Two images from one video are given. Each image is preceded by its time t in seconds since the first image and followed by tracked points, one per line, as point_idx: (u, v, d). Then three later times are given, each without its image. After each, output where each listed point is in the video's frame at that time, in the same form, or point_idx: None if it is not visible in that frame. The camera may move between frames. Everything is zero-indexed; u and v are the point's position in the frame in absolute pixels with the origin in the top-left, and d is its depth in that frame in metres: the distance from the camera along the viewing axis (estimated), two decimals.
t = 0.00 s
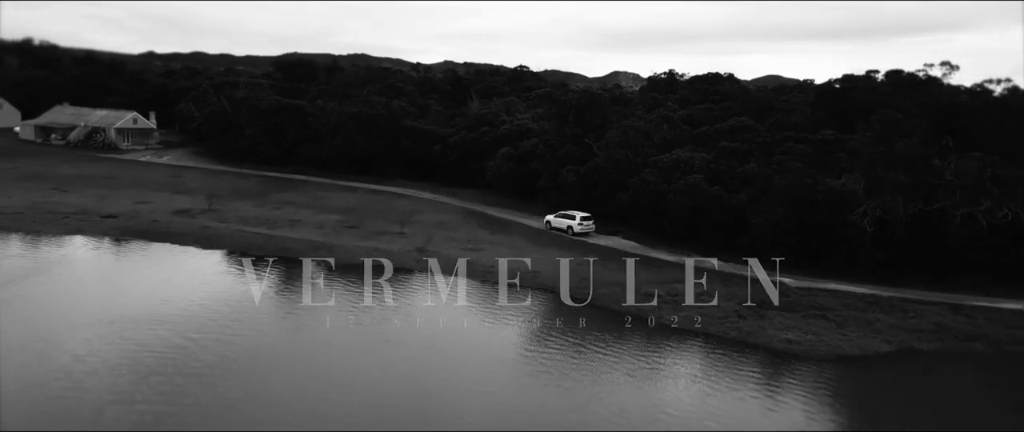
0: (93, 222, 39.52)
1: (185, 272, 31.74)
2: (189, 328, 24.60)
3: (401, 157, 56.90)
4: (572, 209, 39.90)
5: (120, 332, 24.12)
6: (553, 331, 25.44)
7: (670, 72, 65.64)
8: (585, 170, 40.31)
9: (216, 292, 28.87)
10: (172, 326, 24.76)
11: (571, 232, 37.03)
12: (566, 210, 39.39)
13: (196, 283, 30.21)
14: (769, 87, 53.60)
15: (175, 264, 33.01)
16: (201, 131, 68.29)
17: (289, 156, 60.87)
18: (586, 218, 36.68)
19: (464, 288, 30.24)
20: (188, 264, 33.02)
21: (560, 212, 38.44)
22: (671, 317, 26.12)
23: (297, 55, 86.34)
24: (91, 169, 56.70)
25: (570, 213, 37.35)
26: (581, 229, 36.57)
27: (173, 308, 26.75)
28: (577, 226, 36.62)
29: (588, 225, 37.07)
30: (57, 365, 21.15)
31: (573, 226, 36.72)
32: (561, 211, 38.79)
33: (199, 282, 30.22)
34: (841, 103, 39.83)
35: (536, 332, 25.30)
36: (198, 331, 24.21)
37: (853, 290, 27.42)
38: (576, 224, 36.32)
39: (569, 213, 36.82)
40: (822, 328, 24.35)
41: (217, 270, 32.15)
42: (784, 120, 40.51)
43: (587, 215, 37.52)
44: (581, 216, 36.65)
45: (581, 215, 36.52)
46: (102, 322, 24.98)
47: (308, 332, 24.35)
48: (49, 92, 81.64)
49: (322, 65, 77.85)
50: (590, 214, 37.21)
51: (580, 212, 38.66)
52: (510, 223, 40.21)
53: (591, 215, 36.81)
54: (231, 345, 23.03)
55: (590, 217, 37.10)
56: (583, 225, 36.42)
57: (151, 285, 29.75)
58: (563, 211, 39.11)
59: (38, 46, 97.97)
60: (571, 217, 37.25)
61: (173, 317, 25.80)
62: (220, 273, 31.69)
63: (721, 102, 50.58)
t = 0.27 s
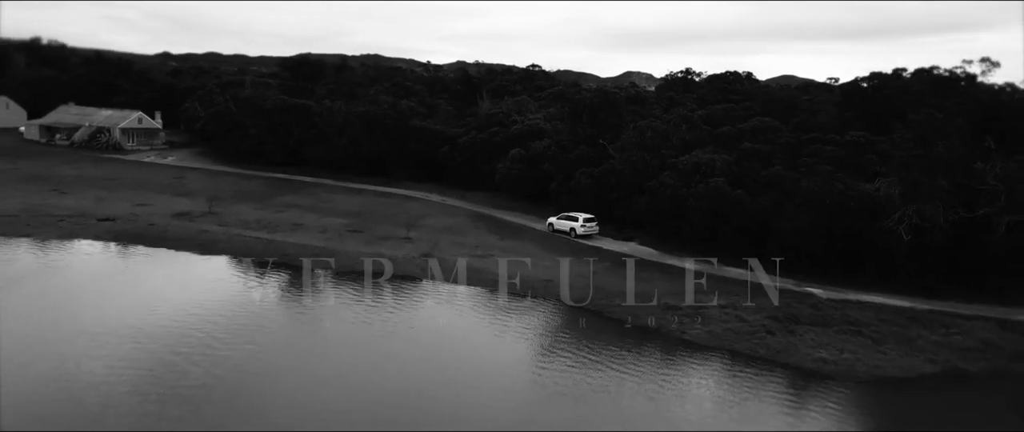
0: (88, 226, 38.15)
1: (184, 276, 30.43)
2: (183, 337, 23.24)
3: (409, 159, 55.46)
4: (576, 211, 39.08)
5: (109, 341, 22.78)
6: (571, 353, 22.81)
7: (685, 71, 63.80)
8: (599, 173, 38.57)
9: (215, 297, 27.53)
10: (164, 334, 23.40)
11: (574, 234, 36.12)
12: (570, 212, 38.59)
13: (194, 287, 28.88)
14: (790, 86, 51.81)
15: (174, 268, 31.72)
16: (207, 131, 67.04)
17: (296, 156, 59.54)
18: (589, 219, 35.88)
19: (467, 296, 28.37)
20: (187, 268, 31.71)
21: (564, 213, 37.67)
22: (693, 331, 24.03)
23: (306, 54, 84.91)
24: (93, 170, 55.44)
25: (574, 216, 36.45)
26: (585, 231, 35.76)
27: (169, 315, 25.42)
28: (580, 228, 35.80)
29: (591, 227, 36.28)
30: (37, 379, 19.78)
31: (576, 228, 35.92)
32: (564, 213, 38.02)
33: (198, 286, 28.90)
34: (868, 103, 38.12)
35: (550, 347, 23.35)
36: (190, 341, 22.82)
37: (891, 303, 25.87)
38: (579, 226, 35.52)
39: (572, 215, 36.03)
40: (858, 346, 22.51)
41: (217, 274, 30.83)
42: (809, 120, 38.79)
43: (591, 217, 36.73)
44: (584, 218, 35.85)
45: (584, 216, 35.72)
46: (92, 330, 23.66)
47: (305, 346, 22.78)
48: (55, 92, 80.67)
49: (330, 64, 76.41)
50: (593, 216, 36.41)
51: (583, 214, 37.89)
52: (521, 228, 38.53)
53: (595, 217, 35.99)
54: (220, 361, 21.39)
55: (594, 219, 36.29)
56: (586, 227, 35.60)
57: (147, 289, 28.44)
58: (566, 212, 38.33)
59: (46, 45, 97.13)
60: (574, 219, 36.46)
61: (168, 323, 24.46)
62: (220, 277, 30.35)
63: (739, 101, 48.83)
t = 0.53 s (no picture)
0: (84, 229, 36.92)
1: (183, 280, 29.31)
2: (176, 344, 22.08)
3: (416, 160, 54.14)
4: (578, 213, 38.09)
5: (99, 347, 21.64)
6: (582, 367, 21.41)
7: (700, 70, 62.11)
8: (612, 174, 37.04)
9: (213, 302, 26.38)
10: (158, 341, 22.25)
11: (577, 237, 35.21)
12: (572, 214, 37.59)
13: (192, 291, 27.75)
14: (809, 85, 50.14)
15: (174, 272, 30.61)
16: (211, 131, 65.94)
17: (300, 157, 58.36)
18: (591, 222, 34.83)
19: (473, 305, 26.84)
20: (187, 272, 30.61)
21: (565, 215, 36.63)
22: (714, 347, 22.43)
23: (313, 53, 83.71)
24: (95, 170, 54.33)
25: (577, 218, 35.52)
26: (586, 233, 34.72)
27: (164, 321, 24.28)
28: (581, 231, 34.74)
29: (593, 230, 35.23)
30: (20, 388, 18.63)
31: (577, 230, 34.87)
32: (566, 215, 36.99)
33: (196, 291, 27.78)
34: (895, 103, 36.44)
35: (563, 359, 21.95)
36: (185, 348, 21.64)
37: (923, 316, 24.38)
38: (581, 229, 34.47)
39: (574, 217, 34.97)
40: (892, 364, 21.04)
41: (217, 279, 29.68)
42: (832, 119, 37.15)
43: (593, 219, 35.68)
44: (585, 221, 34.81)
45: (586, 218, 34.66)
46: (83, 336, 22.54)
47: (301, 356, 21.52)
48: (60, 91, 79.79)
49: (337, 63, 75.13)
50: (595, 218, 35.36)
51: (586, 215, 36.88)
52: (530, 232, 37.04)
53: (597, 219, 34.93)
54: (207, 374, 19.91)
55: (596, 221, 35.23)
56: (588, 230, 34.54)
57: (143, 293, 27.30)
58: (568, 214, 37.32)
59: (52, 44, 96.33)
60: (575, 221, 35.42)
61: (162, 330, 23.31)
62: (220, 282, 29.21)
63: (757, 101, 47.24)
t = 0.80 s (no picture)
0: (76, 233, 35.40)
1: (177, 287, 27.82)
2: (163, 358, 20.57)
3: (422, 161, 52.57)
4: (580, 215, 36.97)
5: (79, 360, 20.14)
6: (593, 386, 19.49)
7: (715, 69, 60.29)
8: (625, 177, 35.14)
9: (206, 311, 24.87)
10: (143, 354, 20.77)
11: (577, 240, 34.10)
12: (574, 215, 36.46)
13: (186, 299, 26.25)
14: (830, 84, 48.30)
15: (168, 278, 29.13)
16: (215, 132, 64.55)
17: (304, 158, 56.88)
18: (593, 225, 33.68)
19: (482, 316, 25.19)
20: (182, 278, 29.12)
21: (567, 217, 35.48)
22: (740, 367, 20.65)
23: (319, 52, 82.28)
24: (94, 171, 52.96)
25: (580, 220, 34.39)
26: (588, 236, 33.55)
27: (152, 332, 22.79)
28: (583, 233, 33.58)
29: (595, 232, 34.09)
30: None
31: (579, 233, 33.71)
32: (568, 217, 35.86)
33: (189, 299, 26.29)
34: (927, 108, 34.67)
35: (575, 378, 20.07)
36: (171, 362, 20.09)
37: (967, 332, 22.65)
38: (582, 231, 33.33)
39: (575, 219, 33.83)
40: (938, 390, 19.33)
41: (212, 285, 28.17)
42: (859, 120, 35.35)
43: (595, 222, 34.53)
44: (587, 223, 33.68)
45: (588, 221, 33.52)
46: (63, 348, 20.95)
47: (296, 370, 19.92)
48: (64, 91, 78.62)
49: (343, 62, 73.63)
50: (597, 221, 34.22)
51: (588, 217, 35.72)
52: (541, 238, 35.29)
53: (600, 222, 33.78)
54: (183, 393, 18.08)
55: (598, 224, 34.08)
56: (590, 232, 33.38)
57: (133, 300, 25.81)
58: (570, 216, 36.18)
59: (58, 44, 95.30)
60: (577, 223, 34.28)
61: (149, 342, 21.82)
62: (215, 289, 27.69)
63: (776, 101, 45.42)
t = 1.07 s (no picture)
0: (67, 236, 34.10)
1: (168, 295, 26.26)
2: (143, 375, 18.97)
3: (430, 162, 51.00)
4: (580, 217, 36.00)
5: (51, 377, 18.53)
6: (607, 409, 17.74)
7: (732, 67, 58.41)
8: (640, 179, 33.39)
9: (194, 322, 23.27)
10: (121, 372, 19.13)
11: (578, 241, 33.15)
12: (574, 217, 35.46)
13: (175, 308, 24.65)
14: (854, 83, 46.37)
15: (158, 285, 27.55)
16: (219, 131, 63.27)
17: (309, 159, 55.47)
18: (594, 227, 32.70)
19: (488, 328, 23.53)
20: (173, 286, 27.56)
21: (568, 219, 34.49)
22: (769, 388, 18.89)
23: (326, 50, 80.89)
24: (94, 171, 51.75)
25: (582, 221, 33.38)
26: (589, 238, 32.58)
27: (135, 345, 21.22)
28: (584, 235, 32.59)
29: (597, 234, 33.10)
30: None
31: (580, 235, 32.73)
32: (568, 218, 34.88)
33: (180, 308, 24.73)
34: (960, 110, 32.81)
35: (589, 399, 18.29)
36: (152, 381, 18.56)
37: (1015, 349, 20.90)
38: (584, 233, 32.35)
39: (576, 221, 32.84)
40: (989, 415, 17.50)
41: (205, 293, 26.57)
42: (888, 119, 33.50)
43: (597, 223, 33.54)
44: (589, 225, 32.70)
45: (589, 222, 32.53)
46: (36, 367, 19.45)
47: (286, 388, 18.35)
48: (69, 90, 77.75)
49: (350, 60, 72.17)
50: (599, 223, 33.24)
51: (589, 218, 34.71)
52: (551, 243, 33.63)
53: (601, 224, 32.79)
54: (156, 414, 16.44)
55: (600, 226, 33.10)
56: (591, 234, 32.40)
57: (119, 310, 24.29)
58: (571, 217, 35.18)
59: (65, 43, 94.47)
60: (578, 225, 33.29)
61: (132, 356, 20.26)
62: (208, 297, 26.10)
63: (797, 100, 43.55)
